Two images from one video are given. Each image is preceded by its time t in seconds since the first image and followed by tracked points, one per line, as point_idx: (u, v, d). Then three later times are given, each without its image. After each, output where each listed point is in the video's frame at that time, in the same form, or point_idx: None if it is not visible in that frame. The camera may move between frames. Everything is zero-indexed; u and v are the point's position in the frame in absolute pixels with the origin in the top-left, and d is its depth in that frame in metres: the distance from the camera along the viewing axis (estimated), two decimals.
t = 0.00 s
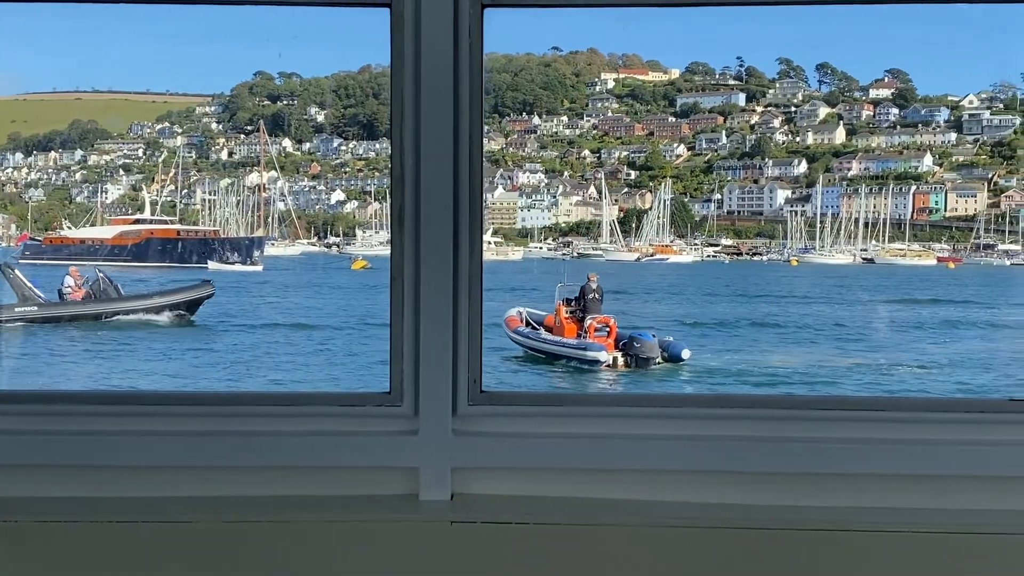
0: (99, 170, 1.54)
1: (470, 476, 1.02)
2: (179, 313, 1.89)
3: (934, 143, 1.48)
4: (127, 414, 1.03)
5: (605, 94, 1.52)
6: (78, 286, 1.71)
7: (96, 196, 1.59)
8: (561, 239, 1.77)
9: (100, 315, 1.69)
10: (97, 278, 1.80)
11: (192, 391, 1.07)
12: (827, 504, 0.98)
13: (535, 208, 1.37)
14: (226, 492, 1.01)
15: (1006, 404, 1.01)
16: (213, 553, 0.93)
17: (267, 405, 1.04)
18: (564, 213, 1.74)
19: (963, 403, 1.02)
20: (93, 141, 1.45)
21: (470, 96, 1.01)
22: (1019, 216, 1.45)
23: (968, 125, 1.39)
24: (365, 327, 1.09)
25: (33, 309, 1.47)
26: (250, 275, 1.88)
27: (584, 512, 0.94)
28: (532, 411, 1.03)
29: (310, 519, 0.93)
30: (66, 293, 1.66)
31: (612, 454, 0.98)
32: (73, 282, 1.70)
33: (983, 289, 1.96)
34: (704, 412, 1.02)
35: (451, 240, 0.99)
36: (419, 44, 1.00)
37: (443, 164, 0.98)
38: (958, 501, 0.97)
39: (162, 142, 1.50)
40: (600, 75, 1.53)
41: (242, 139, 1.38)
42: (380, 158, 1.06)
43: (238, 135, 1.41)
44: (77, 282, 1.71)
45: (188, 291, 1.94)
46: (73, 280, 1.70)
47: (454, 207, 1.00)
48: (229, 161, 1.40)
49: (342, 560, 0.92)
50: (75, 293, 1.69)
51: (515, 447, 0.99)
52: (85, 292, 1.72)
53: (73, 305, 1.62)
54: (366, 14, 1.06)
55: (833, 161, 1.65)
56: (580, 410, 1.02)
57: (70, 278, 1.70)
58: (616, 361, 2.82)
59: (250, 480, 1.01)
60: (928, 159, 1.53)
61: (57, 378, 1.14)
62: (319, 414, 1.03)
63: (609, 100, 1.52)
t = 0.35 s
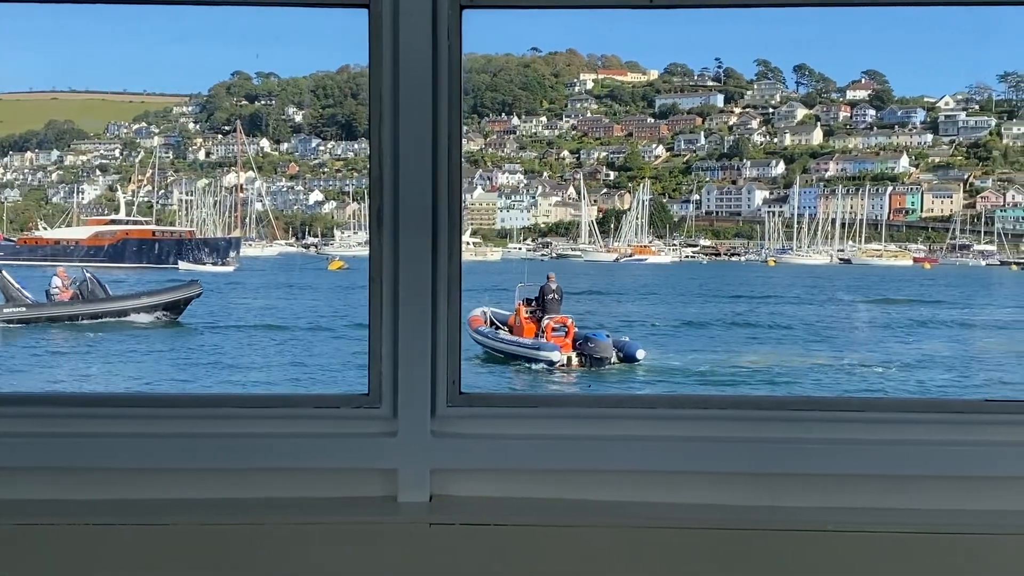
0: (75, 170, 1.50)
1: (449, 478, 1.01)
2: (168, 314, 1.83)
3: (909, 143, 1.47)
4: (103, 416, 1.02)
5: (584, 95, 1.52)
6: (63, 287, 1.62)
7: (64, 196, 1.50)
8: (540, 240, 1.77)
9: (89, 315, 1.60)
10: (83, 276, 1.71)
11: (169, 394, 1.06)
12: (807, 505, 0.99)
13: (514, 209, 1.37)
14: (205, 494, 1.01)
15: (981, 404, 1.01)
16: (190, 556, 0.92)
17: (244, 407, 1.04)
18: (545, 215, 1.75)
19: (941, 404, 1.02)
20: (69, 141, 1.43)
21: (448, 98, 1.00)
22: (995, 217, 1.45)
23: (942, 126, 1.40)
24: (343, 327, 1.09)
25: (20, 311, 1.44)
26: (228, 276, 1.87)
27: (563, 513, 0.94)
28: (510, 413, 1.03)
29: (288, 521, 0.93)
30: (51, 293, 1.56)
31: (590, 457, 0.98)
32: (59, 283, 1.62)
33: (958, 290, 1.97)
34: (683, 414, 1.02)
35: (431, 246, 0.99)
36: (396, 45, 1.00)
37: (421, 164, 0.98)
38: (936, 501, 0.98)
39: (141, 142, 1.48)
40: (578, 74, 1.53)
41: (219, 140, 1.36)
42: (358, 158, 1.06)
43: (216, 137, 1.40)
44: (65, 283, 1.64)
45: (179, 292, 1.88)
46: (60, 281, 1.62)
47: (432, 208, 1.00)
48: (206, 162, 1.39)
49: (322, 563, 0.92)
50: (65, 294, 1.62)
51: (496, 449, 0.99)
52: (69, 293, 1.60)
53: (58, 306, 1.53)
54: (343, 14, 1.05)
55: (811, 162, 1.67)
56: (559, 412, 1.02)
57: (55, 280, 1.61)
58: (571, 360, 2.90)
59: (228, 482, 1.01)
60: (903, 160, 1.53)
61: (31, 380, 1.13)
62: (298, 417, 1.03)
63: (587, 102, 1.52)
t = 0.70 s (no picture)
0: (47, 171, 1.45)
1: (426, 479, 1.01)
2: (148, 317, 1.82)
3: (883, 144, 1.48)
4: (77, 417, 1.01)
5: (561, 95, 1.51)
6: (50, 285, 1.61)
7: (37, 205, 1.45)
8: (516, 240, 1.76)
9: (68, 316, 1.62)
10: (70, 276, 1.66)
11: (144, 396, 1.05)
12: (783, 505, 0.99)
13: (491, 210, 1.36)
14: (179, 495, 1.00)
15: (955, 404, 1.02)
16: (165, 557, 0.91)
17: (221, 409, 1.03)
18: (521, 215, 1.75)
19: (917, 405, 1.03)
20: (42, 141, 1.38)
21: (425, 97, 1.00)
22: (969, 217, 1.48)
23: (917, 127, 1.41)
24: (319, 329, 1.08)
25: (7, 313, 1.47)
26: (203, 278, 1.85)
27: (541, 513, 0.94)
28: (488, 413, 1.02)
29: (264, 522, 0.92)
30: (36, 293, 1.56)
31: (569, 457, 0.98)
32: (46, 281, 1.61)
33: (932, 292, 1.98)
34: (660, 414, 1.02)
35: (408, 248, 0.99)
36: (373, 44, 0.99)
37: (399, 164, 0.97)
38: (914, 502, 0.98)
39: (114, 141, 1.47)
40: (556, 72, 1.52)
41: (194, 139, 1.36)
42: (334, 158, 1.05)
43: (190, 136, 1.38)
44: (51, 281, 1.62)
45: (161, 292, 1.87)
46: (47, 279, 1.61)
47: (409, 208, 0.99)
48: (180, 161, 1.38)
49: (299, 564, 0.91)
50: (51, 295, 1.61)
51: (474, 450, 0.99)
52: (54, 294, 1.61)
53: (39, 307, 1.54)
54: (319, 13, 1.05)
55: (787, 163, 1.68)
56: (537, 412, 1.02)
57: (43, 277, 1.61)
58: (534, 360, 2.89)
59: (203, 483, 1.00)
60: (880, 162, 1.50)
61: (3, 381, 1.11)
62: (274, 418, 1.02)
63: (567, 102, 1.49)
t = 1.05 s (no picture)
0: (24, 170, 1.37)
1: (407, 480, 1.01)
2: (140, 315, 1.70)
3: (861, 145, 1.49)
4: (57, 418, 1.01)
5: (541, 96, 1.50)
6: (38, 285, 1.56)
7: (23, 200, 1.39)
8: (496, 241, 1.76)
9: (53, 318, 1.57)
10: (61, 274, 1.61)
11: (123, 397, 1.04)
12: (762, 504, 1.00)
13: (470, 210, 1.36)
14: (168, 497, 1.00)
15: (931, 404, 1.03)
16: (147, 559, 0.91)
17: (201, 410, 1.03)
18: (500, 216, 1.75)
19: (895, 405, 1.05)
20: (19, 141, 1.33)
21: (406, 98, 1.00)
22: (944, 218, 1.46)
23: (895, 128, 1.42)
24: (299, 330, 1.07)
25: None
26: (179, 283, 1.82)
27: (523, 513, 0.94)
28: (469, 414, 1.03)
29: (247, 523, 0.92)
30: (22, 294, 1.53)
31: (551, 458, 0.99)
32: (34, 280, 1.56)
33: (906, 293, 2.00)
34: (640, 415, 1.03)
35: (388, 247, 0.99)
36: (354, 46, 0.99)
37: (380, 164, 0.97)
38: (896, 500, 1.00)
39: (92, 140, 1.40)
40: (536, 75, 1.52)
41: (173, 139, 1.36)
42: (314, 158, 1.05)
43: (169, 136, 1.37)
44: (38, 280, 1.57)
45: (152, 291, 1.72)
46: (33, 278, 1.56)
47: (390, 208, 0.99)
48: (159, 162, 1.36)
49: (296, 565, 0.92)
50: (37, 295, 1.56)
51: (455, 450, 0.99)
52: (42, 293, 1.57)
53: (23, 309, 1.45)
54: (299, 13, 1.04)
55: (764, 163, 1.70)
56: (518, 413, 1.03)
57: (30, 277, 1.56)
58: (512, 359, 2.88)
59: (185, 485, 1.00)
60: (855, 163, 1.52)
61: None
62: (256, 419, 1.02)
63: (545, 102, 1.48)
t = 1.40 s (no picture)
0: None
1: (383, 479, 1.03)
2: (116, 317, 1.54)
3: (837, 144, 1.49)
4: (35, 420, 1.01)
5: (519, 96, 1.50)
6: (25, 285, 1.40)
7: None
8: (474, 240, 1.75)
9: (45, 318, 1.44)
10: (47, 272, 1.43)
11: (101, 398, 1.05)
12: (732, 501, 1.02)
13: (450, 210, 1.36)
14: (149, 497, 1.01)
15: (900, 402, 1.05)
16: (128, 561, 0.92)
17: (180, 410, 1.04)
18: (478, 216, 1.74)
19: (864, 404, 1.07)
20: None
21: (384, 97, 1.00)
22: (919, 218, 1.46)
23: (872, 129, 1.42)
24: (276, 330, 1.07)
25: None
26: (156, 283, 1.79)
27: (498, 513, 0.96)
28: (445, 414, 1.04)
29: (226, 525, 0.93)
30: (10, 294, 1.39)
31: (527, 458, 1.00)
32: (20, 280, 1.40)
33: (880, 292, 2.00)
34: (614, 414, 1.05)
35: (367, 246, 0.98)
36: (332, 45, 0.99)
37: (359, 163, 0.97)
38: (863, 497, 1.04)
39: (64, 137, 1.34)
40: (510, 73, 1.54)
41: (149, 138, 1.34)
42: (292, 158, 1.04)
43: (144, 134, 1.34)
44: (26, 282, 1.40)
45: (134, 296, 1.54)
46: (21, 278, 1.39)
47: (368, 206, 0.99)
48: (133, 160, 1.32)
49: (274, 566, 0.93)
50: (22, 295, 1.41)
51: (432, 450, 1.00)
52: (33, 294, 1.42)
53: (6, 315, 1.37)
54: (277, 13, 1.04)
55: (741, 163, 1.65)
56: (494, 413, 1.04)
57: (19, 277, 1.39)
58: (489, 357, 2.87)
59: (163, 485, 1.01)
60: (831, 163, 1.51)
61: None
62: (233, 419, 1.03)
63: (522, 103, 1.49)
